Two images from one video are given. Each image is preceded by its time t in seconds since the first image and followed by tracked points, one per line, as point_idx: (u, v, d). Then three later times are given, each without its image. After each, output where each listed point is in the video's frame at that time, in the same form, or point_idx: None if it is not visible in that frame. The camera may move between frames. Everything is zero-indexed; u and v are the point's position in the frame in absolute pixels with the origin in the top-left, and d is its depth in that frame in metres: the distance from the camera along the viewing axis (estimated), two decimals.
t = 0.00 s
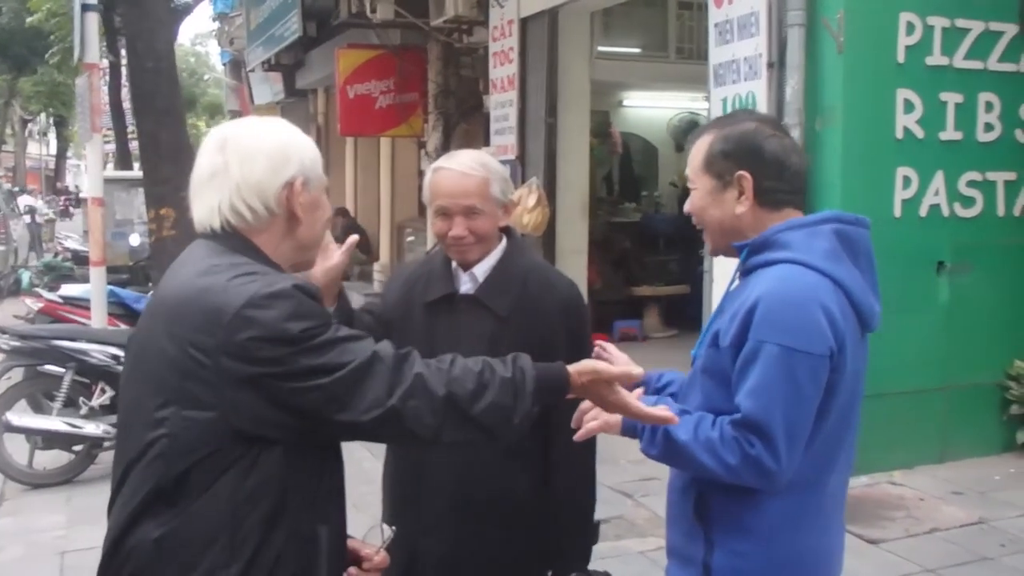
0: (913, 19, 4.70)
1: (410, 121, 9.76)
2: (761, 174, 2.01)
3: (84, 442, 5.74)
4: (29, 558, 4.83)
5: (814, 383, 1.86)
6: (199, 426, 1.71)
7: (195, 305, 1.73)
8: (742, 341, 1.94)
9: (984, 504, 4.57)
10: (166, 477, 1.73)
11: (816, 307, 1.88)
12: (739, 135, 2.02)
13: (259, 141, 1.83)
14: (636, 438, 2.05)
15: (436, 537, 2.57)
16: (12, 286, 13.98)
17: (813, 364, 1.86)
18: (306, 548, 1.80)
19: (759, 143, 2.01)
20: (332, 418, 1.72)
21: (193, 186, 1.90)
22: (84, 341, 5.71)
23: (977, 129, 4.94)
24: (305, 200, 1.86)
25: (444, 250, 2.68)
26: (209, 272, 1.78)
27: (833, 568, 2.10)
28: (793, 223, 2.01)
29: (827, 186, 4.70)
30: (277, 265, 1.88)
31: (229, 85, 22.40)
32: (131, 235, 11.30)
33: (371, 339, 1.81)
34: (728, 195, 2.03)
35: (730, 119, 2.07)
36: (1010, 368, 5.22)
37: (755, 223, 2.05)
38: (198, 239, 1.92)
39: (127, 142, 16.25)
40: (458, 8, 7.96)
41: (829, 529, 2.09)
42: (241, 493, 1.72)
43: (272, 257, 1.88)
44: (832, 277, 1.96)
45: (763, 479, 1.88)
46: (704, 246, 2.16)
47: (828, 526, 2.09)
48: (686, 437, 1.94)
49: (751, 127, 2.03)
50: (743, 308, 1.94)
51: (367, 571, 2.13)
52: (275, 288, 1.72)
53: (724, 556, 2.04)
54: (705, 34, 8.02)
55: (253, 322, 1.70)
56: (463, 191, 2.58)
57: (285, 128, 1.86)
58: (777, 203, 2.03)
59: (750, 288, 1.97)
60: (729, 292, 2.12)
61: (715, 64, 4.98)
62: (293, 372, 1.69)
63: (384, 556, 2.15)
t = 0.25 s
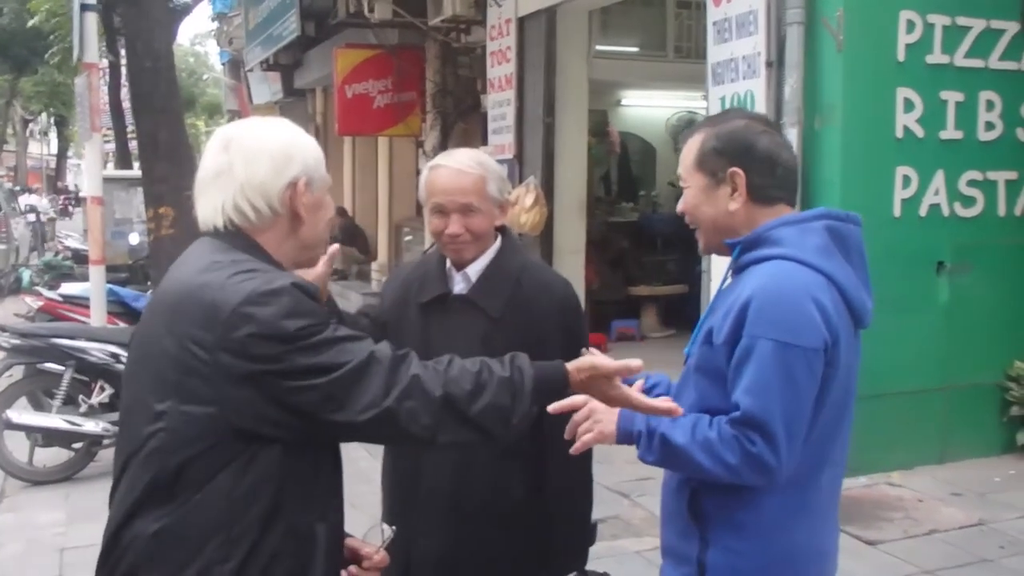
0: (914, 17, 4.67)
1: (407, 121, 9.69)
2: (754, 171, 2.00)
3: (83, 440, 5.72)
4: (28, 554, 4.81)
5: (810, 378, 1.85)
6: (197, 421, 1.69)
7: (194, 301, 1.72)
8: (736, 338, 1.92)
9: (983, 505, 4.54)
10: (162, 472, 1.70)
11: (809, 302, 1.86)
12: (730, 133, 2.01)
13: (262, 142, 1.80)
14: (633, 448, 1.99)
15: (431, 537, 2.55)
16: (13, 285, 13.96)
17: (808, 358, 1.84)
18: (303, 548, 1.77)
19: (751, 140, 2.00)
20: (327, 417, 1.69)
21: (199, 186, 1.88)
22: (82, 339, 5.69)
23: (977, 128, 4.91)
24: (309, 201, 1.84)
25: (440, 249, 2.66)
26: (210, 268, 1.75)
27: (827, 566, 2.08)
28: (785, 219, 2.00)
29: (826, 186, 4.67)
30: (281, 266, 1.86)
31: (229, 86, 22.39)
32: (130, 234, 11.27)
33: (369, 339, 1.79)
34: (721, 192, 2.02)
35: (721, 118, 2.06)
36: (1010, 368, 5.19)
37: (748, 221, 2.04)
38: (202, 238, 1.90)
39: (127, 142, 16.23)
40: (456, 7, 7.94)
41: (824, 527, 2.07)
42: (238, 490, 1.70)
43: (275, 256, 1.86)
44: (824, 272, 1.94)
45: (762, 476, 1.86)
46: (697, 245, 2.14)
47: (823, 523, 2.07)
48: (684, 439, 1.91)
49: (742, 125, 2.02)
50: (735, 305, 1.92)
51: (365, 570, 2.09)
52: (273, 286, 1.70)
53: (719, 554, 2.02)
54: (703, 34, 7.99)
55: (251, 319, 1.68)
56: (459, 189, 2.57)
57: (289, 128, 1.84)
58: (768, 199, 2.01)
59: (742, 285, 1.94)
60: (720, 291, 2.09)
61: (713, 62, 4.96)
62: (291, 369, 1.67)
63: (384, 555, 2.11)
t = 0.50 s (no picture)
0: (916, 13, 4.64)
1: (405, 121, 9.61)
2: (748, 168, 1.97)
3: (83, 439, 5.69)
4: (27, 553, 4.78)
5: (807, 373, 1.82)
6: (196, 417, 1.65)
7: (193, 297, 1.69)
8: (733, 334, 1.89)
9: (985, 505, 4.52)
10: (159, 467, 1.67)
11: (805, 296, 1.83)
12: (723, 129, 1.98)
13: (263, 140, 1.77)
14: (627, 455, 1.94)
15: (428, 535, 2.52)
16: (12, 284, 13.89)
17: (806, 353, 1.81)
18: (301, 547, 1.74)
19: (744, 134, 1.97)
20: (324, 414, 1.66)
21: (201, 184, 1.85)
22: (81, 338, 5.65)
23: (980, 125, 4.89)
24: (312, 199, 1.81)
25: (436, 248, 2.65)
26: (209, 265, 1.72)
27: (825, 565, 2.06)
28: (781, 214, 1.97)
29: (827, 184, 4.64)
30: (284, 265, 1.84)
31: (227, 85, 22.37)
32: (129, 234, 11.23)
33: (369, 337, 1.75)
34: (715, 187, 2.00)
35: (713, 115, 2.04)
36: (1013, 368, 5.16)
37: (743, 216, 2.01)
38: (203, 236, 1.87)
39: (126, 141, 16.18)
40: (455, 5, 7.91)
41: (822, 524, 2.05)
42: (235, 488, 1.67)
43: (277, 255, 1.83)
44: (820, 267, 1.92)
45: (761, 473, 1.83)
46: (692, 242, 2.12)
47: (821, 522, 2.04)
48: (682, 441, 1.86)
49: (734, 120, 1.99)
50: (732, 301, 1.89)
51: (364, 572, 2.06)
52: (272, 284, 1.67)
53: (717, 552, 1.99)
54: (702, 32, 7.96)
55: (249, 317, 1.65)
56: (455, 186, 2.58)
57: (291, 126, 1.81)
58: (762, 196, 1.99)
59: (737, 281, 1.92)
60: (715, 288, 2.06)
61: (713, 59, 4.93)
62: (290, 366, 1.64)
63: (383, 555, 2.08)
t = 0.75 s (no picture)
0: (915, 3, 4.63)
1: (400, 117, 9.65)
2: (735, 159, 1.97)
3: (81, 439, 5.66)
4: (27, 554, 4.76)
5: (802, 362, 1.81)
6: (190, 415, 1.64)
7: (184, 295, 1.67)
8: (726, 325, 1.88)
9: (987, 499, 4.50)
10: (154, 465, 1.65)
11: (796, 285, 1.82)
12: (709, 121, 1.99)
13: (263, 137, 1.75)
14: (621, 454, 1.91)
15: (424, 530, 2.50)
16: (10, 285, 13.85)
17: (800, 342, 1.80)
18: (299, 547, 1.71)
19: (732, 126, 1.97)
20: (316, 408, 1.62)
21: (202, 183, 1.84)
22: (78, 339, 5.63)
23: (981, 116, 4.86)
24: (311, 198, 1.78)
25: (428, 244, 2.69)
26: (202, 264, 1.70)
27: (822, 560, 2.04)
28: (770, 205, 1.96)
29: (825, 179, 4.63)
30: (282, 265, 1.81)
31: (222, 84, 22.32)
32: (126, 234, 11.20)
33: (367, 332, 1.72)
34: (705, 180, 2.00)
35: (697, 108, 2.04)
36: (1014, 361, 5.14)
37: (732, 208, 2.02)
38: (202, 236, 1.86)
39: (122, 142, 16.14)
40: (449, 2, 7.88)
41: (817, 517, 2.03)
42: (229, 486, 1.64)
43: (276, 255, 1.82)
44: (811, 256, 1.91)
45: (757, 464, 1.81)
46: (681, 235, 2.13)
47: (816, 514, 2.03)
48: (675, 436, 1.84)
49: (721, 112, 2.00)
50: (723, 292, 1.88)
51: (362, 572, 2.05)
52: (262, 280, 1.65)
53: (712, 546, 1.97)
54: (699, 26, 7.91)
55: (238, 314, 1.62)
56: (448, 180, 2.64)
57: (290, 123, 1.79)
58: (753, 188, 2.00)
59: (728, 272, 1.91)
60: (705, 282, 2.06)
61: (710, 53, 4.96)
62: (280, 361, 1.61)
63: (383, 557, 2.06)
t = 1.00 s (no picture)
0: None
1: (398, 115, 9.66)
2: (727, 152, 1.95)
3: (82, 442, 5.64)
4: (30, 557, 4.74)
5: (797, 356, 1.79)
6: (179, 419, 1.62)
7: (172, 297, 1.64)
8: (720, 320, 1.85)
9: (993, 492, 4.48)
10: (146, 469, 1.64)
11: (790, 277, 1.80)
12: (699, 116, 1.97)
13: (261, 138, 1.73)
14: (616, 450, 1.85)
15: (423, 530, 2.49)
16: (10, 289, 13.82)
17: (795, 335, 1.78)
18: (296, 553, 1.68)
19: (721, 120, 1.95)
20: (305, 415, 1.59)
21: (202, 180, 1.82)
22: (78, 342, 5.61)
23: (981, 106, 4.83)
24: (310, 198, 1.76)
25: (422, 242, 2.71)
26: (191, 266, 1.68)
27: (821, 556, 2.02)
28: (763, 198, 1.94)
29: (824, 174, 4.62)
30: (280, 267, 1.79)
31: (219, 84, 22.29)
32: (125, 236, 11.18)
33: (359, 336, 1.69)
34: (696, 174, 1.98)
35: (687, 102, 2.02)
36: (1017, 352, 5.12)
37: (724, 203, 1.99)
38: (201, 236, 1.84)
39: (120, 143, 16.11)
40: None
41: (815, 514, 2.01)
42: (222, 491, 1.62)
43: (274, 257, 1.79)
44: (806, 248, 1.89)
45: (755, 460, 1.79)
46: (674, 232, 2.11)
47: (815, 509, 2.00)
48: (671, 432, 1.80)
49: (712, 106, 1.98)
50: (717, 286, 1.86)
51: None
52: (250, 283, 1.62)
53: (710, 545, 1.95)
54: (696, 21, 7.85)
55: (225, 317, 1.59)
56: (441, 177, 2.66)
57: (291, 124, 1.77)
58: (746, 181, 1.97)
59: (722, 266, 1.89)
60: (698, 276, 2.03)
61: (707, 46, 4.95)
62: (267, 366, 1.58)
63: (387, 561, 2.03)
